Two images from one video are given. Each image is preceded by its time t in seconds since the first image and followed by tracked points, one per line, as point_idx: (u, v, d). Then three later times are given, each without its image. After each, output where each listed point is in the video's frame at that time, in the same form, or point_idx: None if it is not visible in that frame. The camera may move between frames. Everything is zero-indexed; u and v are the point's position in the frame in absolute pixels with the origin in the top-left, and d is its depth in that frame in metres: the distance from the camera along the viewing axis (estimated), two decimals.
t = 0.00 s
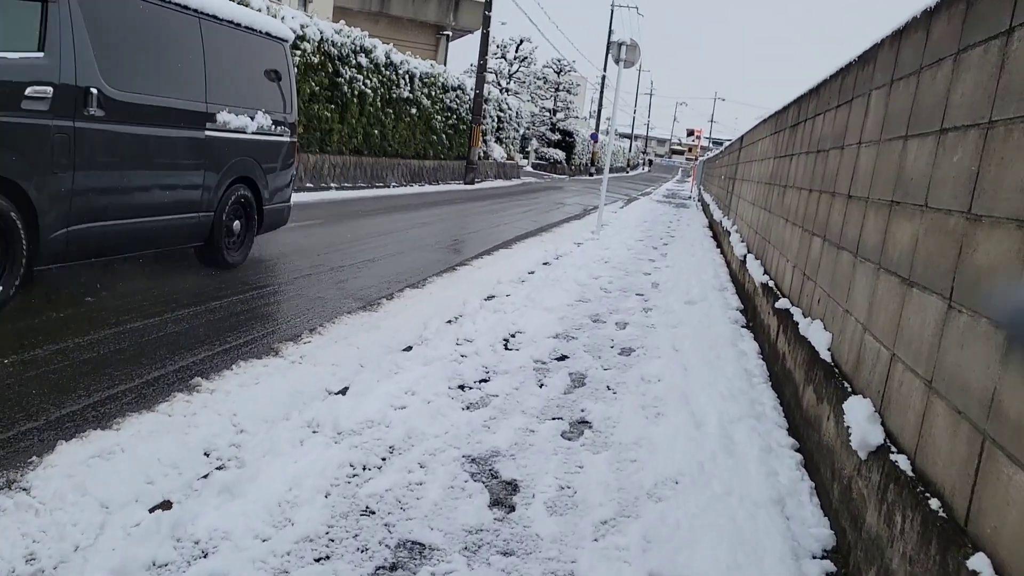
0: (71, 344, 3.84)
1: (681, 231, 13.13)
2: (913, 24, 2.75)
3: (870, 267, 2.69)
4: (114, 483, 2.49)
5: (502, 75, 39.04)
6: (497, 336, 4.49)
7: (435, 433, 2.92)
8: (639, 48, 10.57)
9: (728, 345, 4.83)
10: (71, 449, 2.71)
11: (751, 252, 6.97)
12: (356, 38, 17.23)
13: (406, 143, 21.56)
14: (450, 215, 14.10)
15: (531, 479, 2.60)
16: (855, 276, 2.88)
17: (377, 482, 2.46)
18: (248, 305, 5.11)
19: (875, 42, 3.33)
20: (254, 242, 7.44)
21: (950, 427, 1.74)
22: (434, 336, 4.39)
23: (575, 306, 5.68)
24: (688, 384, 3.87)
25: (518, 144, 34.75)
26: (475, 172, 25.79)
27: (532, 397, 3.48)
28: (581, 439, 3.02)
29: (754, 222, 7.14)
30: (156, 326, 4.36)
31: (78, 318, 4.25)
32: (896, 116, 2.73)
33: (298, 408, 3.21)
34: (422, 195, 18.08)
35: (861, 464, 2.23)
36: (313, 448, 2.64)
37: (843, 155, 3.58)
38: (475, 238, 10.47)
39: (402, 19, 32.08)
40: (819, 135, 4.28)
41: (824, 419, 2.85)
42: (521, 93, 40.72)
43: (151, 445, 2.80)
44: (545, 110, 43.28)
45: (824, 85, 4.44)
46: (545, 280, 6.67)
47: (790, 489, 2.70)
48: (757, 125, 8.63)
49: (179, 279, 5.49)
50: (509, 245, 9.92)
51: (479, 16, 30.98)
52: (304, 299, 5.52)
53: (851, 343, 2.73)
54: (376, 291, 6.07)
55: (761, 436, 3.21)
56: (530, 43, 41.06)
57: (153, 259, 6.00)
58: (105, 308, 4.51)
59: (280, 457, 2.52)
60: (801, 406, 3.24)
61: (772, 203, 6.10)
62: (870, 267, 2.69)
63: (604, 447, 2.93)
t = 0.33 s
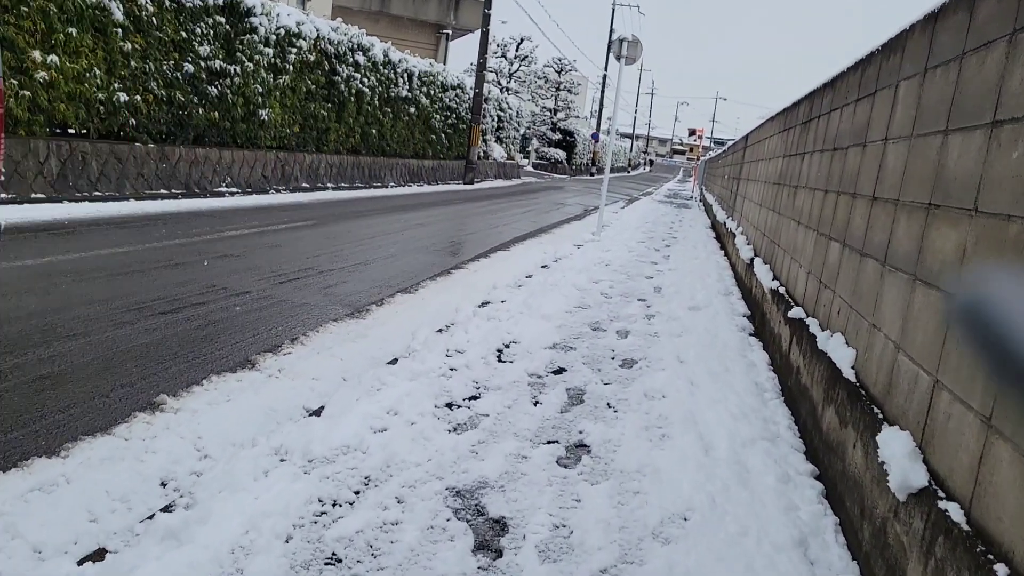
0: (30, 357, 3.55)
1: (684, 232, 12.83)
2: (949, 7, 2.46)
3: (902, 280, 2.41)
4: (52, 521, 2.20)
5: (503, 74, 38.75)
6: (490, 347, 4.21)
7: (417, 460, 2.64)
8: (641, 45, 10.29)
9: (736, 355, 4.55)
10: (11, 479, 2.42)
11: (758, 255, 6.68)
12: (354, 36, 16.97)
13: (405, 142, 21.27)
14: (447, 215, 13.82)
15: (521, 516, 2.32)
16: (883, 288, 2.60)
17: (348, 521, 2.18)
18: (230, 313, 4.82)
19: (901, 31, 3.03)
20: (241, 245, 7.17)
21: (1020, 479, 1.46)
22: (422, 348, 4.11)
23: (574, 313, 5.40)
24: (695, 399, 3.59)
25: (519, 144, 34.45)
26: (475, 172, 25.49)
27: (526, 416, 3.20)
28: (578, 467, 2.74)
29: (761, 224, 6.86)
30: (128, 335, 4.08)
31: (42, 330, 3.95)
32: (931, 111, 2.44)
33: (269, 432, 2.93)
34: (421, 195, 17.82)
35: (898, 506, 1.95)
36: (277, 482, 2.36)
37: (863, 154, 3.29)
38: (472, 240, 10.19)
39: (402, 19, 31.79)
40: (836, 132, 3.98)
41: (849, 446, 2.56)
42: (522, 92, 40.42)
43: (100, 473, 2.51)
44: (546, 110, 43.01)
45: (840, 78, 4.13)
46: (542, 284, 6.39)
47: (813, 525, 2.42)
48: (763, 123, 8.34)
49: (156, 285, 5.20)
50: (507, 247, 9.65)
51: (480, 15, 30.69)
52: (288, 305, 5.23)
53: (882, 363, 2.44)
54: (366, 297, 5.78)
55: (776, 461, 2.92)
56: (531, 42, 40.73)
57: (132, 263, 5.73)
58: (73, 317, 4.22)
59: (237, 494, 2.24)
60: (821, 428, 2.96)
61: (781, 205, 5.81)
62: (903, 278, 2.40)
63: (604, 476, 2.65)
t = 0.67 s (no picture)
0: None
1: (683, 233, 12.54)
2: None
3: (928, 294, 2.12)
4: None
5: (501, 73, 38.47)
6: (474, 359, 3.92)
7: (382, 496, 2.35)
8: (638, 41, 10.01)
9: (738, 368, 4.26)
10: None
11: (760, 258, 6.39)
12: (347, 33, 16.68)
13: (400, 141, 20.99)
14: (440, 216, 13.53)
15: (496, 566, 2.03)
16: (906, 302, 2.31)
17: None
18: (202, 320, 4.55)
19: (922, 17, 2.73)
20: (221, 247, 6.88)
21: None
22: (400, 362, 3.82)
23: (567, 321, 5.11)
24: (695, 420, 3.29)
25: (517, 144, 34.17)
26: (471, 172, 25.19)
27: (508, 441, 2.90)
28: (564, 502, 2.45)
29: (764, 227, 6.57)
30: (85, 346, 3.80)
31: None
32: (962, 103, 2.15)
33: (221, 461, 2.63)
34: (416, 196, 17.55)
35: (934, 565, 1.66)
36: (218, 526, 2.07)
37: (878, 152, 3.00)
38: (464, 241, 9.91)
39: (398, 18, 31.51)
40: (846, 129, 3.69)
41: (868, 481, 2.27)
42: (520, 91, 40.14)
43: (21, 510, 2.22)
44: (544, 109, 42.71)
45: (850, 72, 3.84)
46: (534, 289, 6.11)
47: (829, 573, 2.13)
48: (765, 121, 8.04)
49: (122, 292, 4.90)
50: (500, 249, 9.36)
51: (477, 13, 30.38)
52: (263, 313, 4.93)
53: (905, 390, 2.15)
54: (349, 303, 5.51)
55: (785, 494, 2.63)
56: (528, 41, 40.45)
57: (102, 268, 5.46)
58: (29, 327, 3.95)
59: (167, 544, 1.94)
60: (835, 456, 2.67)
61: (785, 207, 5.52)
62: (930, 293, 2.11)
63: (593, 513, 2.36)
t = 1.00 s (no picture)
0: None
1: (681, 233, 12.25)
2: None
3: (955, 311, 1.84)
4: None
5: (497, 73, 38.18)
6: (453, 375, 3.64)
7: (333, 543, 2.07)
8: (633, 35, 9.73)
9: (738, 380, 3.98)
10: None
11: (760, 261, 6.09)
12: (338, 32, 16.39)
13: (395, 142, 20.71)
14: (433, 217, 13.26)
15: None
16: (927, 318, 2.03)
17: None
18: (164, 333, 4.27)
19: None
20: (197, 253, 6.61)
21: None
22: (372, 378, 3.53)
23: (557, 329, 4.83)
24: (691, 443, 3.01)
25: (514, 144, 33.87)
26: (467, 172, 24.91)
27: (483, 470, 2.62)
28: (542, 545, 2.17)
29: (764, 227, 6.28)
30: (29, 364, 3.51)
31: None
32: (992, 90, 1.86)
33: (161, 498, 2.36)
34: (411, 197, 17.26)
35: None
36: None
37: (889, 147, 2.72)
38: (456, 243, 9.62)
39: (394, 18, 31.23)
40: (853, 123, 3.40)
41: (885, 522, 1.99)
42: (518, 91, 39.85)
43: None
44: (542, 109, 42.41)
45: (856, 62, 3.56)
46: (523, 295, 5.83)
47: None
48: (765, 118, 7.76)
49: (82, 304, 4.61)
50: (492, 251, 9.08)
51: (473, 12, 30.07)
52: (233, 324, 4.64)
53: (929, 420, 1.88)
54: (326, 312, 5.22)
55: (790, 531, 2.35)
56: (525, 40, 40.15)
57: (65, 277, 5.18)
58: None
59: None
60: (845, 487, 2.39)
61: (786, 206, 5.23)
62: (957, 310, 1.83)
63: (573, 560, 2.09)
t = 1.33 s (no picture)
0: None
1: (678, 233, 11.96)
2: None
3: (989, 332, 1.56)
4: None
5: (493, 72, 37.89)
6: (427, 393, 3.36)
7: None
8: (626, 30, 9.44)
9: (737, 394, 3.70)
10: None
11: (759, 263, 5.81)
12: (328, 31, 16.10)
13: (387, 142, 20.42)
14: (426, 218, 12.99)
15: None
16: (954, 337, 1.75)
17: None
18: (121, 347, 3.98)
19: None
20: (171, 260, 6.32)
21: None
22: (339, 398, 3.25)
23: (544, 339, 4.54)
24: (685, 469, 2.73)
25: (510, 144, 33.56)
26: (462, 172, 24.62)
27: (450, 506, 2.34)
28: None
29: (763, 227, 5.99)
30: None
31: None
32: None
33: (83, 544, 2.08)
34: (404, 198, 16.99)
35: None
36: None
37: (903, 140, 2.43)
38: (446, 245, 9.35)
39: (388, 17, 30.93)
40: (860, 116, 3.12)
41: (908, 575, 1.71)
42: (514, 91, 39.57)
43: None
44: (538, 108, 42.13)
45: (862, 49, 3.28)
46: (511, 301, 5.55)
47: None
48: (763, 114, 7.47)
49: (37, 316, 4.32)
50: (483, 253, 8.80)
51: (467, 11, 29.76)
52: (199, 336, 4.35)
53: (960, 460, 1.59)
54: (301, 321, 4.93)
55: None
56: (521, 39, 39.86)
57: (23, 287, 4.88)
58: None
59: None
60: (858, 525, 2.11)
61: (786, 205, 4.95)
62: (992, 332, 1.55)
63: None
